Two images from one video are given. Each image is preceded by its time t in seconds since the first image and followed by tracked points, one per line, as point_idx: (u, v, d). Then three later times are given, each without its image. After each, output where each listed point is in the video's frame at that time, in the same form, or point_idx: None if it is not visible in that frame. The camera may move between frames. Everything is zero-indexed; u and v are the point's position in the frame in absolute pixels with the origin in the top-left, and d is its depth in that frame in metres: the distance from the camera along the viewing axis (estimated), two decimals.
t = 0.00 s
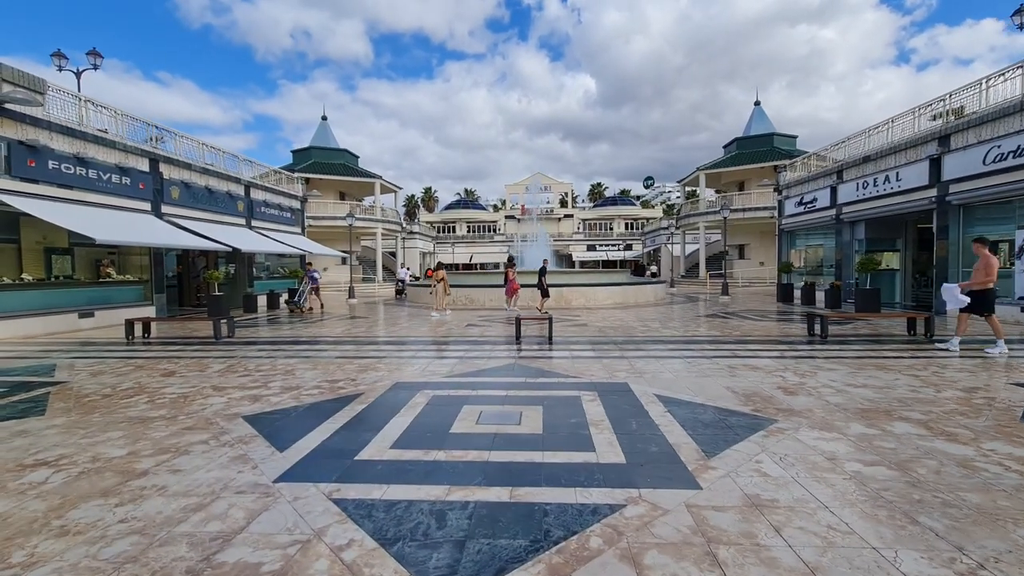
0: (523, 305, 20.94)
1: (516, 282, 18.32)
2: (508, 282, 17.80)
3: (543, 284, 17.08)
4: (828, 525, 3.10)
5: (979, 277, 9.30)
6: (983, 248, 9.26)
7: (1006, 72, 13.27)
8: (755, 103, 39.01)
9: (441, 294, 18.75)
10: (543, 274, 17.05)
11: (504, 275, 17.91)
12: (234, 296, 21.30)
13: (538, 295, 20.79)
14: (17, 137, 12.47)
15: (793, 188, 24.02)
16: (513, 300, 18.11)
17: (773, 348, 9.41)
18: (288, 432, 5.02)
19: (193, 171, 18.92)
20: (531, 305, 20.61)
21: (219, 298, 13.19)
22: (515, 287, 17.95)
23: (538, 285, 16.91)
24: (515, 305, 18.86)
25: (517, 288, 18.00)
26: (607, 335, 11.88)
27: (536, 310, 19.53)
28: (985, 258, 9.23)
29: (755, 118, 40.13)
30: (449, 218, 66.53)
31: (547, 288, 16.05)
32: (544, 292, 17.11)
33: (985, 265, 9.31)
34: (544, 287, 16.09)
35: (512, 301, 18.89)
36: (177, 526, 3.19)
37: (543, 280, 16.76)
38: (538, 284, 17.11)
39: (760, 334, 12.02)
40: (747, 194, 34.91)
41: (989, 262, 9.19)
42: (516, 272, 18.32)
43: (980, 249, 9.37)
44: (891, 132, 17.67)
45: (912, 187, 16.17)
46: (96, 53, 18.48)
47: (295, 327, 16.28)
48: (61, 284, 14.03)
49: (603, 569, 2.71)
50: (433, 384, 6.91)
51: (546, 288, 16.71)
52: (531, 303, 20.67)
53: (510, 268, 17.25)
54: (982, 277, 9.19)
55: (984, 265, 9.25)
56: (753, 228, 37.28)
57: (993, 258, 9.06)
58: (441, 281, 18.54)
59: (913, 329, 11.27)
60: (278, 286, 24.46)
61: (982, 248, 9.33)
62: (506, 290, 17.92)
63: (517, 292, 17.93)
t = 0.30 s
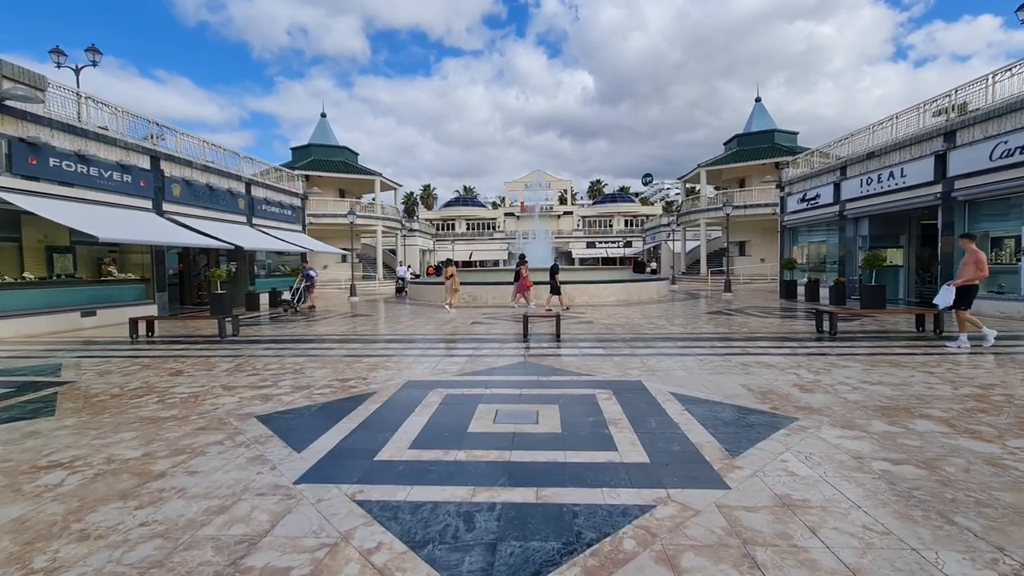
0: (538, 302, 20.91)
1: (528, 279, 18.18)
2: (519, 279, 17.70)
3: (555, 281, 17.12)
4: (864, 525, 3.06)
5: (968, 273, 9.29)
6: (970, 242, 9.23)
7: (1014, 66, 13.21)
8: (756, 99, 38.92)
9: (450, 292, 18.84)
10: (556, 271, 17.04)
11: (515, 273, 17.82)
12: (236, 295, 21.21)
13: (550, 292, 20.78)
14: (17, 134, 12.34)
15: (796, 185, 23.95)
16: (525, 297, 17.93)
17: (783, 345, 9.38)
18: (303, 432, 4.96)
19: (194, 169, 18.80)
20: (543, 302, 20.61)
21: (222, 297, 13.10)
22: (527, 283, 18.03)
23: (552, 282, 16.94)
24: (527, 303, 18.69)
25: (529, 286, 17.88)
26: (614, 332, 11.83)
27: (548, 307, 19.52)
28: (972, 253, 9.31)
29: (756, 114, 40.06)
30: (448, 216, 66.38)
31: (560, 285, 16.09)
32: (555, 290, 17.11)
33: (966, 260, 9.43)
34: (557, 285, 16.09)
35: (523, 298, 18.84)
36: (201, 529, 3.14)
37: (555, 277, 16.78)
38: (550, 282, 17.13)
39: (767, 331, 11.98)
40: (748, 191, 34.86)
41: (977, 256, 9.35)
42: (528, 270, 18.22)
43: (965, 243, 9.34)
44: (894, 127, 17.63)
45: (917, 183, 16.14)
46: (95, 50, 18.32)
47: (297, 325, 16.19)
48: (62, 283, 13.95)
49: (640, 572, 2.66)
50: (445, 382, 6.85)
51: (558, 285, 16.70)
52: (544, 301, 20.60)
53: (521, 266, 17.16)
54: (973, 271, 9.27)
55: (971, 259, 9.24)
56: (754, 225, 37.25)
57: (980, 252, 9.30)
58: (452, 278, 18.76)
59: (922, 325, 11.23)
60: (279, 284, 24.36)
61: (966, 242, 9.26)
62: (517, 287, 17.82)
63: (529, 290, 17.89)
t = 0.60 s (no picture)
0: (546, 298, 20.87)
1: (536, 276, 18.08)
2: (527, 275, 17.60)
3: (563, 277, 17.07)
4: (887, 522, 3.00)
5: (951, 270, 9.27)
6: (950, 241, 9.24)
7: (1015, 62, 13.20)
8: (753, 96, 38.91)
9: (457, 288, 18.84)
10: (563, 267, 16.99)
11: (523, 269, 17.75)
12: (232, 291, 21.03)
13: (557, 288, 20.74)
14: (10, 127, 12.14)
15: (795, 181, 23.93)
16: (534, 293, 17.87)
17: (786, 341, 9.35)
18: (307, 429, 4.86)
19: (189, 163, 18.59)
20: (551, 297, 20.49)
21: (219, 292, 12.95)
22: (535, 280, 18.05)
23: (560, 278, 16.89)
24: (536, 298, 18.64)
25: (537, 281, 17.81)
26: (616, 328, 11.76)
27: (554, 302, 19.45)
28: (953, 249, 9.31)
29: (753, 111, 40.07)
30: (445, 212, 66.12)
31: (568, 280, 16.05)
32: (560, 285, 17.07)
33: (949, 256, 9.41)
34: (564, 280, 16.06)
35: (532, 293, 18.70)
36: (207, 529, 3.05)
37: (563, 273, 16.73)
38: (559, 279, 17.12)
39: (768, 327, 11.95)
40: (746, 187, 34.87)
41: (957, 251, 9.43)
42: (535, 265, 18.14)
43: (948, 241, 9.30)
44: (894, 124, 17.62)
45: (916, 179, 16.14)
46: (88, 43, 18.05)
47: (295, 321, 16.07)
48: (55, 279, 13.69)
49: (663, 572, 2.59)
50: (449, 379, 6.78)
51: (565, 281, 16.66)
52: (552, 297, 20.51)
53: (530, 262, 17.09)
54: (956, 267, 9.40)
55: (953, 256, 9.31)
56: (751, 221, 37.30)
57: (960, 247, 9.40)
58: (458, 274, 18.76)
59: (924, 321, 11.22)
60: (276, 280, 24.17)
61: (952, 239, 9.07)
62: (527, 282, 17.75)
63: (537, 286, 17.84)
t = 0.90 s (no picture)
0: (545, 297, 20.90)
1: (538, 275, 18.00)
2: (530, 273, 17.58)
3: (563, 275, 17.11)
4: (889, 517, 3.03)
5: (918, 269, 9.49)
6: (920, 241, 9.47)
7: (1004, 65, 13.39)
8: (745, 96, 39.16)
9: (460, 285, 18.85)
10: (563, 265, 17.02)
11: (526, 267, 17.74)
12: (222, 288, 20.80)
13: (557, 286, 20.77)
14: None
15: (786, 181, 24.13)
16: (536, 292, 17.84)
17: (780, 339, 9.42)
18: (305, 427, 4.81)
19: (179, 159, 18.35)
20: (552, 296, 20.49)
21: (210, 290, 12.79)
22: (539, 279, 18.03)
23: (561, 277, 16.91)
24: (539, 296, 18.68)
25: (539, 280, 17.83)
26: (611, 326, 11.77)
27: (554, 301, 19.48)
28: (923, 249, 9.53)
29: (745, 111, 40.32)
30: (437, 210, 65.85)
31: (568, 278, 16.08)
32: (560, 284, 17.10)
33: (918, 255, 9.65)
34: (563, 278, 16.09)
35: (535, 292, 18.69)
36: (209, 528, 3.00)
37: (563, 271, 16.76)
38: (559, 278, 17.17)
39: (761, 325, 12.03)
40: (737, 187, 35.10)
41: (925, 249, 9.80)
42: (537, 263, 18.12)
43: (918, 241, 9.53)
44: (884, 125, 17.82)
45: (906, 180, 16.34)
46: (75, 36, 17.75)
47: (287, 319, 15.92)
48: (42, 276, 13.44)
49: (672, 567, 2.59)
50: (446, 376, 6.75)
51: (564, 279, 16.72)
52: (552, 295, 20.53)
53: (532, 260, 17.10)
54: (923, 266, 9.68)
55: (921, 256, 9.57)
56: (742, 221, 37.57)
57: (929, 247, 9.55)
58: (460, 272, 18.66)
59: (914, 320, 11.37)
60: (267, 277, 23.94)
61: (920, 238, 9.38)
62: (529, 281, 17.71)
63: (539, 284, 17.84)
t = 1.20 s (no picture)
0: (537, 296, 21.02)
1: (536, 274, 18.12)
2: (527, 271, 17.66)
3: (559, 274, 17.22)
4: (870, 502, 3.19)
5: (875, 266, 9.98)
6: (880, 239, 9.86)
7: (980, 70, 13.80)
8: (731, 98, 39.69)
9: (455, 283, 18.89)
10: (558, 264, 17.16)
11: (524, 266, 17.86)
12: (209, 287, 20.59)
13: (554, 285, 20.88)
14: None
15: (771, 182, 24.56)
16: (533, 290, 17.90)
17: (766, 336, 9.64)
18: (303, 423, 4.86)
19: (166, 156, 18.15)
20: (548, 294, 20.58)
21: (198, 289, 12.69)
22: (535, 276, 18.16)
23: (557, 276, 17.03)
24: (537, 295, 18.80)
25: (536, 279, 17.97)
26: (601, 324, 11.93)
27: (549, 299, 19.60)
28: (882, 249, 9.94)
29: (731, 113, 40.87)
30: (425, 210, 65.67)
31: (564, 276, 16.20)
32: (557, 282, 17.22)
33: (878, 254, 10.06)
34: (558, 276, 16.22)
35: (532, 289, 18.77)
36: (215, 520, 3.06)
37: (559, 270, 16.89)
38: (556, 276, 17.28)
39: (747, 323, 12.29)
40: (723, 188, 35.56)
41: (881, 247, 10.43)
42: (536, 263, 18.25)
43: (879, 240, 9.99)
44: (866, 127, 18.23)
45: (886, 181, 16.75)
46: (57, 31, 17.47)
47: (276, 318, 15.84)
48: (25, 274, 13.22)
49: (667, 550, 2.72)
50: (440, 373, 6.82)
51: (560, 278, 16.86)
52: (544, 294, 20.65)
53: (530, 259, 17.23)
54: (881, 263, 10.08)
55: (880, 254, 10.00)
56: (728, 221, 38.09)
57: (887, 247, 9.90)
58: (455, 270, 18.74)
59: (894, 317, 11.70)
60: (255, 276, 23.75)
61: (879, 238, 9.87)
62: (526, 279, 17.78)
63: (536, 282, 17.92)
